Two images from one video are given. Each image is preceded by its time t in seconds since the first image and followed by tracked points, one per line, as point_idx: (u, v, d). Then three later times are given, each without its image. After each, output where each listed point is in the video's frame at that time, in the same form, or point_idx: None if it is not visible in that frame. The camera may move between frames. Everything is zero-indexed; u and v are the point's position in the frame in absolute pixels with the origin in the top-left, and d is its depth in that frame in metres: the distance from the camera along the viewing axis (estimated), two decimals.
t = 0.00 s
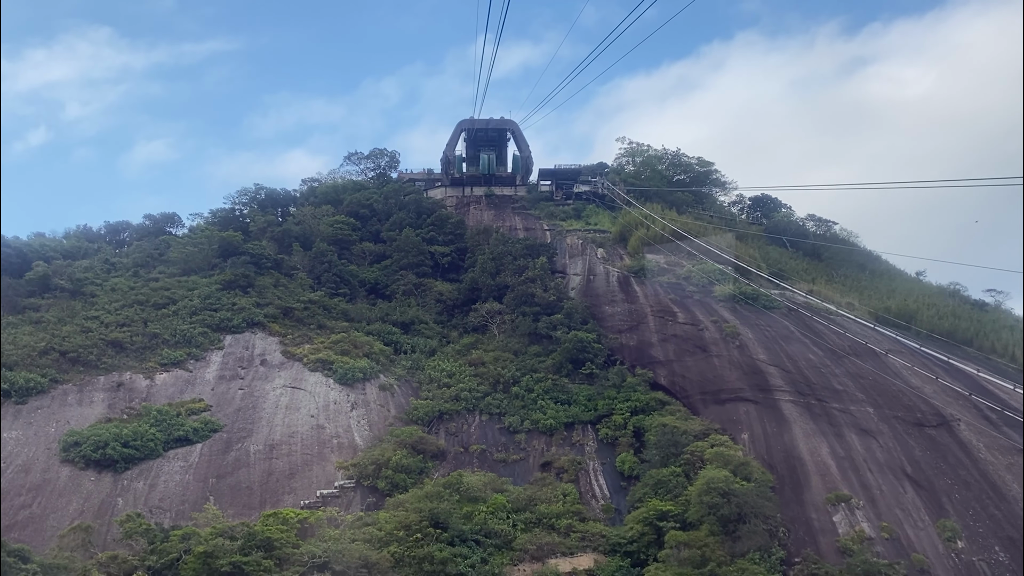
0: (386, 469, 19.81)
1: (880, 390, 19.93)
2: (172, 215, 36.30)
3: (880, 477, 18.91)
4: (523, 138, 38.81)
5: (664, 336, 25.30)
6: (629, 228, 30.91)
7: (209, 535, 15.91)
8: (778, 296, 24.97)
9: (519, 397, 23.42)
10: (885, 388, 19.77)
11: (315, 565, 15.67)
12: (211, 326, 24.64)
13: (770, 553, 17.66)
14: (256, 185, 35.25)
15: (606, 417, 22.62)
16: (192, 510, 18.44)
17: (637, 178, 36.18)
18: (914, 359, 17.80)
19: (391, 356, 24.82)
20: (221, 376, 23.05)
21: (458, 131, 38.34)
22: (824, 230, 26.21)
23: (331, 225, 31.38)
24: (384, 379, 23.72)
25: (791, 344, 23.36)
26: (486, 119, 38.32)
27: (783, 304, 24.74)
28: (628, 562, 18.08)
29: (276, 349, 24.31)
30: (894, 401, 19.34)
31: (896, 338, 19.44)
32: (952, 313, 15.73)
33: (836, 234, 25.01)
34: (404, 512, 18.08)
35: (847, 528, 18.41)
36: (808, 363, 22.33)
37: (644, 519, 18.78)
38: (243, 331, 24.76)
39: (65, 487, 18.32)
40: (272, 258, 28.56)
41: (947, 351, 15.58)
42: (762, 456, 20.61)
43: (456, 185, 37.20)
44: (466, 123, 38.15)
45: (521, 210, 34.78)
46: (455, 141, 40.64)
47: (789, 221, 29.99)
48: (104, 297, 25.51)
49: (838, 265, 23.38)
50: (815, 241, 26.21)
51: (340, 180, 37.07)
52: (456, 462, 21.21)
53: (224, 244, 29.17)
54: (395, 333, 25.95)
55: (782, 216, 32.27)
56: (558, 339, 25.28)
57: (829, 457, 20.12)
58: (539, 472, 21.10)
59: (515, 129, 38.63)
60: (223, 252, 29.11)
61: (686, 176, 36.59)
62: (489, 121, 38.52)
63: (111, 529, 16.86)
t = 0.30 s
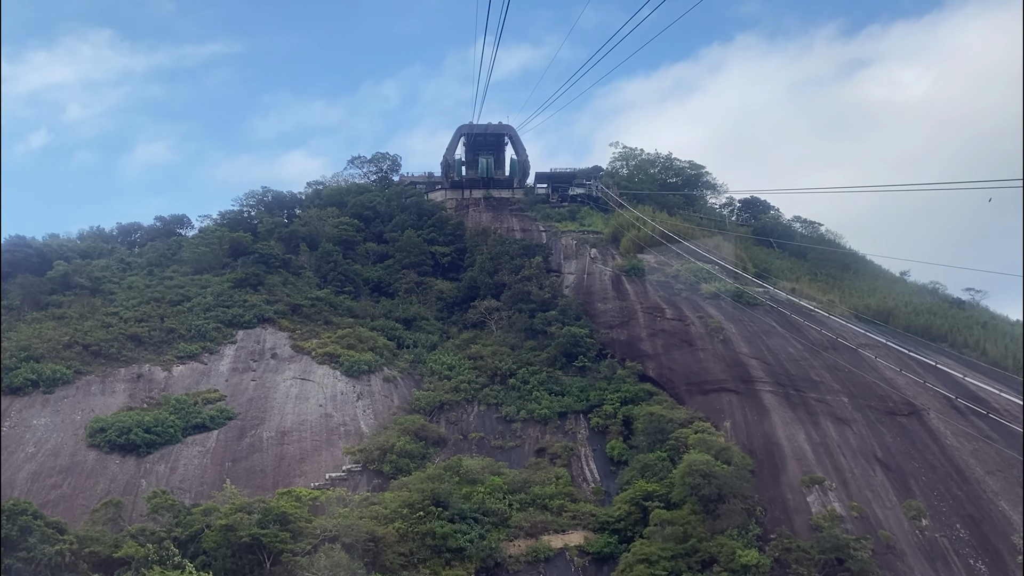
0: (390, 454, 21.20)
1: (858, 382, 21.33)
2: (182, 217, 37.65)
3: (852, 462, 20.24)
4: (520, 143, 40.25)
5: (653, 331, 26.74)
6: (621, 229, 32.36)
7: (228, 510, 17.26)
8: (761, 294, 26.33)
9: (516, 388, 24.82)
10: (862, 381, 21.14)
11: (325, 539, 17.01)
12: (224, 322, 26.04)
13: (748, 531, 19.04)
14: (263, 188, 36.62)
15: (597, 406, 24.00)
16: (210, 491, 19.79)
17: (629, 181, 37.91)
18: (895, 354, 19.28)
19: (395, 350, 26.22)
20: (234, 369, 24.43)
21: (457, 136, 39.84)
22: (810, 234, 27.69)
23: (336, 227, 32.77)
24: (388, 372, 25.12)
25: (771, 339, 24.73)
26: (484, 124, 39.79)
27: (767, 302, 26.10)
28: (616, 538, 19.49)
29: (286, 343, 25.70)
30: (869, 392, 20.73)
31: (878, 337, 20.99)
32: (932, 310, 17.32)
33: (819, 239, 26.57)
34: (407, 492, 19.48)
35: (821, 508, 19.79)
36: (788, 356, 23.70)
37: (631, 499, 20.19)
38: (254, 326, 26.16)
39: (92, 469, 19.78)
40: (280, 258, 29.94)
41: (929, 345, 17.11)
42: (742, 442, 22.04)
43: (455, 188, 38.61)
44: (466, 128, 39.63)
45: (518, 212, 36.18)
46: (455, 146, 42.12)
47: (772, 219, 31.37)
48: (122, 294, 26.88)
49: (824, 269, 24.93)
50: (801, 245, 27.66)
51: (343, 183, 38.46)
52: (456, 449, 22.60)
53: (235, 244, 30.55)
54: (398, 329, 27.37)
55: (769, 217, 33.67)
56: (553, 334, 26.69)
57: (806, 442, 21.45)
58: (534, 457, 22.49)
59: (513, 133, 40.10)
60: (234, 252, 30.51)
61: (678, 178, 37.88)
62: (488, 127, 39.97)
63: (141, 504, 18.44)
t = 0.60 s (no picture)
0: (394, 437, 22.62)
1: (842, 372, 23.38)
2: (191, 215, 39.02)
3: (828, 445, 22.17)
4: (517, 144, 41.66)
5: (643, 323, 28.21)
6: (614, 227, 33.80)
7: (243, 486, 18.64)
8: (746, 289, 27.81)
9: (512, 377, 26.25)
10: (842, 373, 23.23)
11: (335, 511, 18.47)
12: (236, 314, 27.45)
13: (728, 507, 20.38)
14: (270, 188, 37.99)
15: (589, 394, 25.42)
16: (226, 470, 21.17)
17: (623, 181, 39.34)
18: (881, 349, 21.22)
19: (397, 342, 27.65)
20: (246, 358, 25.85)
21: (457, 137, 41.23)
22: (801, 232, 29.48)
23: (341, 224, 34.15)
24: (391, 362, 26.54)
25: (755, 330, 26.44)
26: (483, 125, 41.16)
27: (750, 296, 27.75)
28: (605, 515, 20.94)
29: (294, 335, 27.11)
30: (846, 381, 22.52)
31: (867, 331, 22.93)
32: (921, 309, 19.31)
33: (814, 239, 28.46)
34: (410, 471, 20.90)
35: (796, 487, 21.26)
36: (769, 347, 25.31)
37: (620, 479, 21.63)
38: (264, 319, 27.57)
39: (116, 450, 21.20)
40: (288, 254, 31.35)
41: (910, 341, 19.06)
42: (724, 426, 23.42)
43: (455, 188, 40.04)
44: (466, 129, 41.03)
45: (515, 211, 37.59)
46: (455, 146, 43.54)
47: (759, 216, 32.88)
48: (138, 289, 28.28)
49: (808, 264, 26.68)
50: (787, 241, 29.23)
51: (347, 183, 39.86)
52: (456, 433, 24.03)
53: (245, 241, 31.95)
54: (400, 322, 28.79)
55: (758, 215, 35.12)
56: (547, 326, 28.12)
57: (784, 426, 23.13)
58: (529, 441, 23.90)
59: (510, 135, 41.50)
60: (243, 248, 31.90)
61: (671, 178, 39.09)
62: (486, 128, 41.37)
63: (164, 481, 19.93)
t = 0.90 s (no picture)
0: (396, 425, 24.02)
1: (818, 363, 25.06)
2: (199, 214, 40.35)
3: (803, 433, 23.76)
4: (515, 147, 43.10)
5: (633, 319, 29.65)
6: (607, 228, 35.24)
7: (256, 466, 19.97)
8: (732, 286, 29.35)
9: (508, 369, 27.66)
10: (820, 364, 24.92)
11: (341, 489, 19.85)
12: (246, 309, 28.84)
13: (708, 490, 21.83)
14: (276, 188, 39.36)
15: (581, 386, 26.83)
16: (239, 453, 22.51)
17: (617, 184, 40.82)
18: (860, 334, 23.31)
19: (398, 336, 29.07)
20: (255, 350, 27.24)
21: (457, 140, 42.66)
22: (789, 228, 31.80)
23: (344, 224, 35.54)
24: (393, 354, 27.95)
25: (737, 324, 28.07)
26: (482, 129, 42.61)
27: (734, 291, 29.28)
28: (593, 497, 22.33)
29: (301, 328, 28.52)
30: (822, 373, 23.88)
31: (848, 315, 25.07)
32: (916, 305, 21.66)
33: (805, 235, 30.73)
34: (411, 454, 22.32)
35: (772, 472, 22.69)
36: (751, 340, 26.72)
37: (608, 464, 23.11)
38: (272, 313, 28.96)
39: (135, 434, 22.56)
40: (294, 252, 32.74)
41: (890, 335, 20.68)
42: (707, 416, 24.86)
43: (454, 189, 41.45)
44: (465, 132, 42.46)
45: (512, 211, 38.99)
46: (455, 149, 44.98)
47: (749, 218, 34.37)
48: (152, 284, 29.66)
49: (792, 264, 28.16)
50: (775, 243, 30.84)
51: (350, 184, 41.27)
52: (454, 421, 25.44)
53: (253, 240, 33.34)
54: (401, 317, 30.21)
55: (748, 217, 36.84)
56: (542, 322, 29.54)
57: (763, 416, 24.69)
58: (523, 429, 25.30)
59: (508, 138, 42.94)
60: (251, 246, 33.30)
61: (663, 181, 40.52)
62: (485, 132, 42.83)
63: (181, 461, 21.31)
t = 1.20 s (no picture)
0: (398, 420, 25.39)
1: (800, 365, 27.03)
2: (207, 222, 41.63)
3: (783, 429, 25.36)
4: (513, 157, 44.58)
5: (624, 321, 31.09)
6: (601, 235, 36.71)
7: (268, 458, 21.28)
8: (718, 294, 31.35)
9: (505, 368, 29.05)
10: (802, 366, 26.92)
11: (348, 478, 21.20)
12: (255, 312, 30.24)
13: (692, 481, 23.24)
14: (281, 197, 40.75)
15: (574, 384, 28.20)
16: (250, 446, 23.80)
17: (610, 193, 42.31)
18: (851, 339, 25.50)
19: (400, 338, 30.46)
20: (264, 351, 28.61)
21: (457, 150, 44.16)
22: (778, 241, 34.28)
23: (348, 230, 36.95)
24: (395, 355, 29.34)
25: (723, 327, 29.74)
26: (481, 139, 44.12)
27: (721, 298, 31.20)
28: (584, 488, 23.68)
29: (307, 330, 29.90)
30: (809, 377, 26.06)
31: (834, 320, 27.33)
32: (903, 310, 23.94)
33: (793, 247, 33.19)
34: (412, 448, 23.69)
35: (753, 464, 24.07)
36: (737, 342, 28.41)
37: (598, 457, 24.47)
38: (280, 316, 30.35)
39: (152, 428, 23.90)
40: (300, 258, 34.15)
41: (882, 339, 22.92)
42: (693, 412, 26.24)
43: (454, 198, 42.92)
44: (465, 143, 43.95)
45: (510, 219, 40.42)
46: (454, 159, 46.47)
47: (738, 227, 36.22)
48: (165, 288, 31.05)
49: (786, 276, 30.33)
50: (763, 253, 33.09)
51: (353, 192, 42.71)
52: (453, 418, 26.82)
53: (261, 246, 34.77)
54: (403, 320, 31.62)
55: (739, 225, 38.39)
56: (537, 324, 30.94)
57: (746, 412, 26.11)
58: (519, 425, 26.66)
59: (506, 148, 44.43)
60: (259, 252, 34.70)
61: (655, 190, 42.04)
62: (484, 142, 44.34)
63: (198, 452, 22.64)
